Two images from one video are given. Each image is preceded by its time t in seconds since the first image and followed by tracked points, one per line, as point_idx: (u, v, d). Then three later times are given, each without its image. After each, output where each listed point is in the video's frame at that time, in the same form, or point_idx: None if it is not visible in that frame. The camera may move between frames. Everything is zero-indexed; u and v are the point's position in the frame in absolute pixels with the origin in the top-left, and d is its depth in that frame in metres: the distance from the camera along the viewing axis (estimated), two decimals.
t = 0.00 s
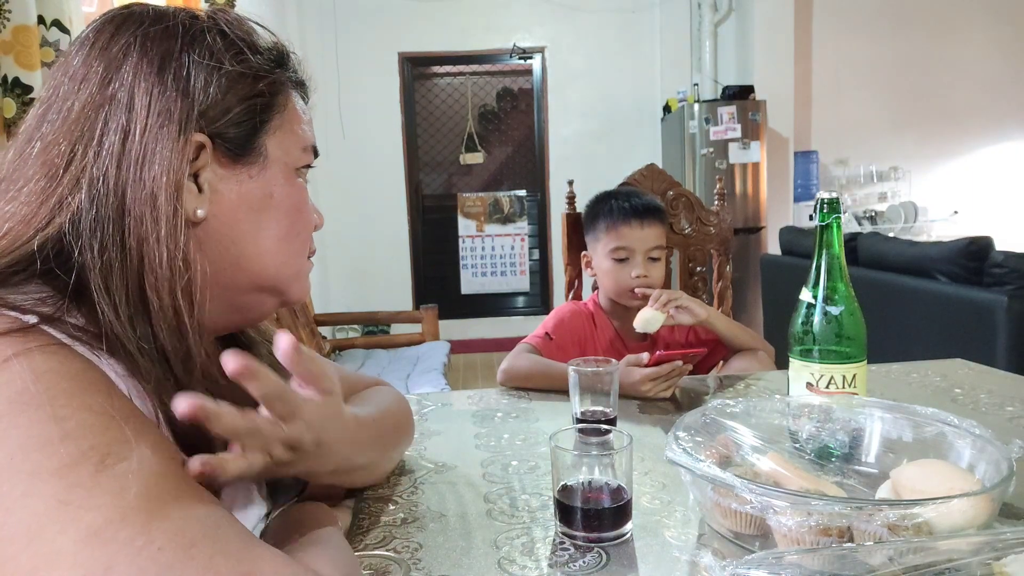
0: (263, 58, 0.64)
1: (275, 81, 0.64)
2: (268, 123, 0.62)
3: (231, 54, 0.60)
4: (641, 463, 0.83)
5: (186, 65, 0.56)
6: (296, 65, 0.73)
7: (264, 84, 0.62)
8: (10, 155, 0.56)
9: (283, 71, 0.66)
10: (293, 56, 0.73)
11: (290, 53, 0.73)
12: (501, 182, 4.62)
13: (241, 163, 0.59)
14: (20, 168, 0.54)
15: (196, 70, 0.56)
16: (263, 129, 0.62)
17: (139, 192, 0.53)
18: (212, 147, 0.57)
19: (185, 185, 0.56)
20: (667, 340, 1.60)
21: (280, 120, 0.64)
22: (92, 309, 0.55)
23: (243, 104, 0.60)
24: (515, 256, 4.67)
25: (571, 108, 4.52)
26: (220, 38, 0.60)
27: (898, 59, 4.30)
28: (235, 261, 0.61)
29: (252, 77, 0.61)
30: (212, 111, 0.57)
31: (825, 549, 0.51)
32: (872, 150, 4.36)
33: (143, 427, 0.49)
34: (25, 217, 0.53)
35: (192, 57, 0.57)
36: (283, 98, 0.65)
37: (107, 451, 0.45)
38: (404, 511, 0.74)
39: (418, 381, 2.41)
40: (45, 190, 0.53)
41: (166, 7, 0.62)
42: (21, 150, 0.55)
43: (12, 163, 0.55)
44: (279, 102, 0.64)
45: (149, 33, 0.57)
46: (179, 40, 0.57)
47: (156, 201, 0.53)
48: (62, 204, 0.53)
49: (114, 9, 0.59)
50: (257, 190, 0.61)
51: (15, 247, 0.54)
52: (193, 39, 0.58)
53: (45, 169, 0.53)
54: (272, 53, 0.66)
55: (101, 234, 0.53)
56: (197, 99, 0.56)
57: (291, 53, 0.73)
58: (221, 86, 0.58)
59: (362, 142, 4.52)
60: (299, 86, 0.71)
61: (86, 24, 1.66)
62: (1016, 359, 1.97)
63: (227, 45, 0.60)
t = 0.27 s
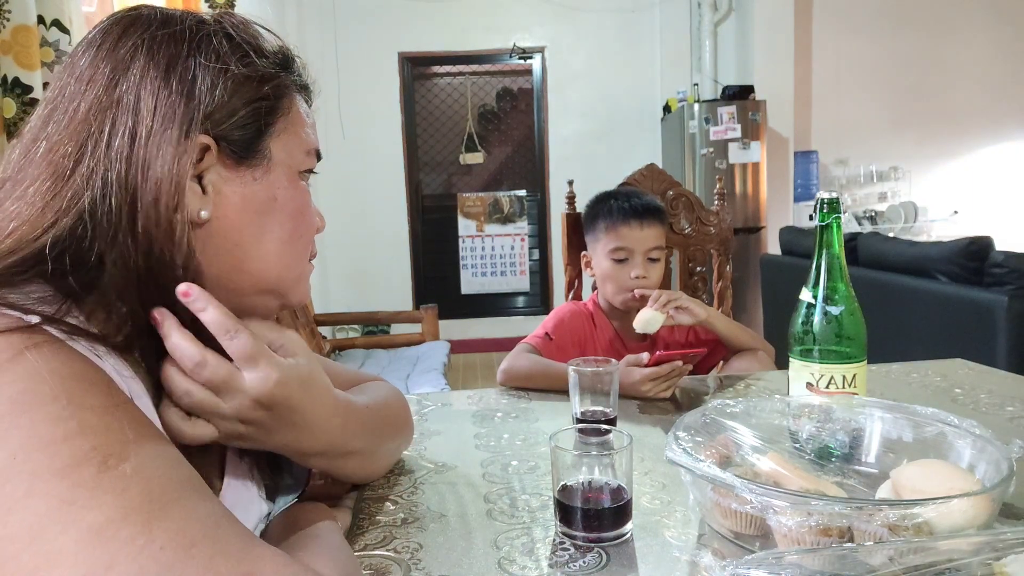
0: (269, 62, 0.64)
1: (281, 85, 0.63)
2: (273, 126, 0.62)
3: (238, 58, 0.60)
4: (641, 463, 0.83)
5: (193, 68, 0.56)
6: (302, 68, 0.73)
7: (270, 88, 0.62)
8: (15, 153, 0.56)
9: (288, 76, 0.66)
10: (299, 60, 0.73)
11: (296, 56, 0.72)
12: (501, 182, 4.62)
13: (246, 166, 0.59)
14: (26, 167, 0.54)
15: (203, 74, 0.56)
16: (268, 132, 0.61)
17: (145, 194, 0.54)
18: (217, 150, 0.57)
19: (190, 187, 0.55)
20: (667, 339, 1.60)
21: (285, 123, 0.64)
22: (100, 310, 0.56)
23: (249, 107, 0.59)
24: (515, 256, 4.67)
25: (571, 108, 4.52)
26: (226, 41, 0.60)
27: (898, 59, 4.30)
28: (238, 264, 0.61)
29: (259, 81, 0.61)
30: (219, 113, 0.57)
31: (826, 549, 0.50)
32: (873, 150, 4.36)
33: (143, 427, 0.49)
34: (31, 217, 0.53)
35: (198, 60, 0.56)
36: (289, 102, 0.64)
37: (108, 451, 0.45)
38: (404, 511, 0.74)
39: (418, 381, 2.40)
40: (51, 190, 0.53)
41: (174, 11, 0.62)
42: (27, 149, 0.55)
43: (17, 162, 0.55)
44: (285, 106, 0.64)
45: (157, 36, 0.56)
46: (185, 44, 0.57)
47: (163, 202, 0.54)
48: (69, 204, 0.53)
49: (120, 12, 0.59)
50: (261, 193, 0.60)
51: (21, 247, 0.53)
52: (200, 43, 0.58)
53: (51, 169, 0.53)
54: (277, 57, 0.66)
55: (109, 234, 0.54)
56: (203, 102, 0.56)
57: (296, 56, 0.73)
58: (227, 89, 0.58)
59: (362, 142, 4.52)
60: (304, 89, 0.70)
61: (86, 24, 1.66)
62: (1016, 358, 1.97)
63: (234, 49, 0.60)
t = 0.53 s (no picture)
0: (265, 60, 0.64)
1: (276, 84, 0.64)
2: (269, 125, 0.62)
3: (233, 57, 0.60)
4: (641, 463, 0.83)
5: (188, 68, 0.56)
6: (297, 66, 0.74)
7: (265, 86, 0.62)
8: (10, 154, 0.55)
9: (283, 73, 0.66)
10: (294, 58, 0.74)
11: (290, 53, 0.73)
12: (501, 182, 4.62)
13: (244, 165, 0.60)
14: (22, 167, 0.54)
15: (199, 73, 0.56)
16: (264, 131, 0.62)
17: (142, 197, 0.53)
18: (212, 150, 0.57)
19: (188, 187, 0.55)
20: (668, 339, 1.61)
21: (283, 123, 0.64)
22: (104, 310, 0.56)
23: (245, 105, 0.60)
24: (515, 256, 4.67)
25: (571, 108, 4.52)
26: (221, 40, 0.60)
27: (898, 59, 4.30)
28: (236, 264, 0.61)
29: (254, 80, 0.61)
30: (214, 112, 0.57)
31: (826, 549, 0.50)
32: (873, 149, 4.36)
33: (142, 428, 0.49)
34: (28, 217, 0.52)
35: (195, 60, 0.57)
36: (285, 99, 0.65)
37: (108, 453, 0.45)
38: (405, 511, 0.74)
39: (418, 381, 2.40)
40: (48, 192, 0.53)
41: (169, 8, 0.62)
42: (23, 149, 0.54)
43: (12, 162, 0.55)
44: (280, 104, 0.64)
45: (154, 36, 0.56)
46: (180, 42, 0.57)
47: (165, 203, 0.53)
48: (66, 206, 0.53)
49: (115, 9, 0.59)
50: (259, 192, 0.60)
51: (18, 249, 0.53)
52: (195, 42, 0.58)
53: (46, 170, 0.53)
54: (273, 55, 0.66)
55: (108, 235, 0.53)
56: (199, 101, 0.56)
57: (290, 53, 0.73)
58: (223, 88, 0.58)
59: (362, 142, 4.52)
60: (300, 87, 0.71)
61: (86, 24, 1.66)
62: (1017, 358, 1.97)
63: (229, 48, 0.61)
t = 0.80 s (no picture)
0: (261, 56, 0.64)
1: (273, 80, 0.63)
2: (266, 123, 0.62)
3: (229, 54, 0.60)
4: (641, 463, 0.83)
5: (183, 65, 0.56)
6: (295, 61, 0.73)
7: (261, 83, 0.62)
8: (7, 154, 0.56)
9: (280, 70, 0.66)
10: (292, 52, 0.73)
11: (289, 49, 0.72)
12: (501, 182, 4.62)
13: (240, 162, 0.59)
14: (17, 168, 0.55)
15: (192, 70, 0.56)
16: (260, 129, 0.61)
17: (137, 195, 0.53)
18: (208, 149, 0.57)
19: (181, 185, 0.55)
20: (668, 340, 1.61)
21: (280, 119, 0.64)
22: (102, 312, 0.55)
23: (240, 101, 0.59)
24: (515, 256, 4.67)
25: (570, 108, 4.52)
26: (217, 37, 0.60)
27: (898, 60, 4.30)
28: (232, 263, 0.61)
29: (250, 76, 0.61)
30: (210, 110, 0.57)
31: (826, 549, 0.50)
32: (873, 149, 4.35)
33: (141, 427, 0.49)
34: (24, 219, 0.54)
35: (188, 56, 0.56)
36: (281, 95, 0.64)
37: (106, 453, 0.45)
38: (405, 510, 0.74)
39: (418, 381, 2.41)
40: (45, 192, 0.54)
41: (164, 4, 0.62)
42: (18, 150, 0.55)
43: (8, 162, 0.55)
44: (277, 101, 0.64)
45: (147, 33, 0.56)
46: (174, 39, 0.57)
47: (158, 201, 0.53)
48: (64, 204, 0.53)
49: (111, 6, 0.59)
50: (255, 190, 0.60)
51: (14, 250, 0.54)
52: (190, 39, 0.58)
53: (44, 170, 0.54)
54: (269, 51, 0.66)
55: (102, 234, 0.53)
56: (193, 98, 0.56)
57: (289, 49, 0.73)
58: (217, 85, 0.58)
59: (362, 142, 4.51)
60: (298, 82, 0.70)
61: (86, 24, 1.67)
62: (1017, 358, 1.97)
63: (225, 45, 0.60)
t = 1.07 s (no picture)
0: (255, 56, 0.63)
1: (264, 81, 0.62)
2: (255, 123, 0.60)
3: (218, 53, 0.60)
4: (641, 463, 0.83)
5: (169, 60, 0.56)
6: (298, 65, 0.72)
7: (252, 83, 0.61)
8: None
9: (277, 70, 0.65)
10: (294, 55, 0.73)
11: (290, 52, 0.72)
12: (501, 182, 4.62)
13: (221, 162, 0.57)
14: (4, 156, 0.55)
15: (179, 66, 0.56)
16: (249, 129, 0.59)
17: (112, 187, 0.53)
18: (189, 147, 0.56)
19: (157, 181, 0.54)
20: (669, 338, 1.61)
21: (268, 123, 0.62)
22: (83, 311, 0.54)
23: (226, 100, 0.58)
24: (515, 256, 4.67)
25: (570, 108, 4.52)
26: (207, 35, 0.60)
27: (897, 60, 4.31)
28: (205, 269, 0.59)
29: (239, 75, 0.60)
30: (193, 106, 0.56)
31: (826, 549, 0.50)
32: (873, 149, 4.36)
33: (136, 430, 0.49)
34: (8, 208, 0.54)
35: (176, 53, 0.57)
36: (274, 96, 0.63)
37: (99, 455, 0.44)
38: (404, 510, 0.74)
39: (418, 381, 2.40)
40: (25, 184, 0.54)
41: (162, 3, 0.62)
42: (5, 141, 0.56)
43: None
44: (270, 101, 0.62)
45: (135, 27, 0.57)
46: (164, 35, 0.57)
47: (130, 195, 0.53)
48: (43, 197, 0.53)
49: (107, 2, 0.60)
50: (232, 193, 0.58)
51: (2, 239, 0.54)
52: (179, 35, 0.58)
53: (27, 161, 0.54)
54: (265, 52, 0.66)
55: (79, 228, 0.53)
56: (176, 93, 0.55)
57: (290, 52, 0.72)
58: (203, 82, 0.57)
59: (361, 142, 4.51)
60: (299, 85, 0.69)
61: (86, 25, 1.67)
62: (1017, 358, 1.97)
63: (215, 43, 0.60)
